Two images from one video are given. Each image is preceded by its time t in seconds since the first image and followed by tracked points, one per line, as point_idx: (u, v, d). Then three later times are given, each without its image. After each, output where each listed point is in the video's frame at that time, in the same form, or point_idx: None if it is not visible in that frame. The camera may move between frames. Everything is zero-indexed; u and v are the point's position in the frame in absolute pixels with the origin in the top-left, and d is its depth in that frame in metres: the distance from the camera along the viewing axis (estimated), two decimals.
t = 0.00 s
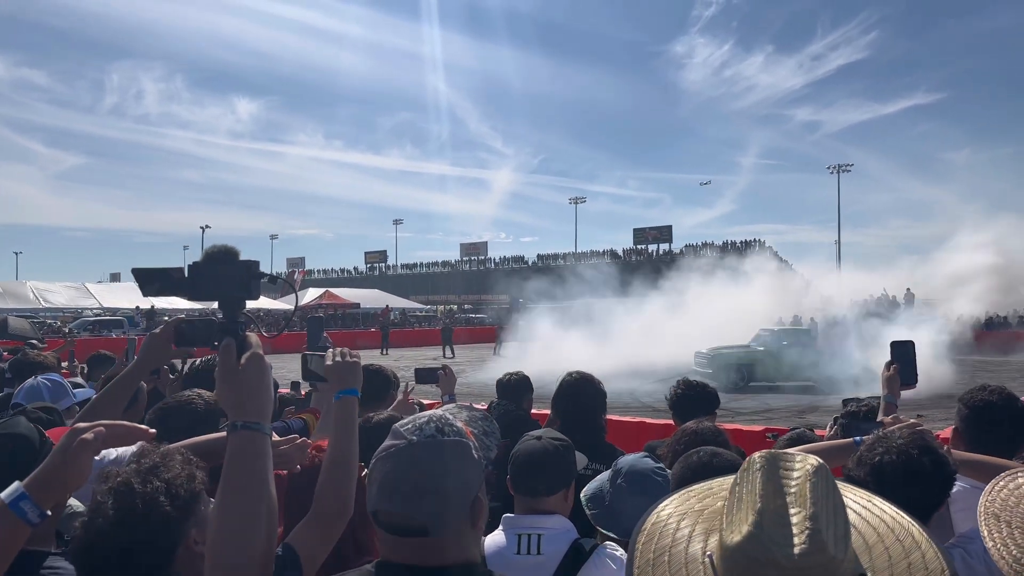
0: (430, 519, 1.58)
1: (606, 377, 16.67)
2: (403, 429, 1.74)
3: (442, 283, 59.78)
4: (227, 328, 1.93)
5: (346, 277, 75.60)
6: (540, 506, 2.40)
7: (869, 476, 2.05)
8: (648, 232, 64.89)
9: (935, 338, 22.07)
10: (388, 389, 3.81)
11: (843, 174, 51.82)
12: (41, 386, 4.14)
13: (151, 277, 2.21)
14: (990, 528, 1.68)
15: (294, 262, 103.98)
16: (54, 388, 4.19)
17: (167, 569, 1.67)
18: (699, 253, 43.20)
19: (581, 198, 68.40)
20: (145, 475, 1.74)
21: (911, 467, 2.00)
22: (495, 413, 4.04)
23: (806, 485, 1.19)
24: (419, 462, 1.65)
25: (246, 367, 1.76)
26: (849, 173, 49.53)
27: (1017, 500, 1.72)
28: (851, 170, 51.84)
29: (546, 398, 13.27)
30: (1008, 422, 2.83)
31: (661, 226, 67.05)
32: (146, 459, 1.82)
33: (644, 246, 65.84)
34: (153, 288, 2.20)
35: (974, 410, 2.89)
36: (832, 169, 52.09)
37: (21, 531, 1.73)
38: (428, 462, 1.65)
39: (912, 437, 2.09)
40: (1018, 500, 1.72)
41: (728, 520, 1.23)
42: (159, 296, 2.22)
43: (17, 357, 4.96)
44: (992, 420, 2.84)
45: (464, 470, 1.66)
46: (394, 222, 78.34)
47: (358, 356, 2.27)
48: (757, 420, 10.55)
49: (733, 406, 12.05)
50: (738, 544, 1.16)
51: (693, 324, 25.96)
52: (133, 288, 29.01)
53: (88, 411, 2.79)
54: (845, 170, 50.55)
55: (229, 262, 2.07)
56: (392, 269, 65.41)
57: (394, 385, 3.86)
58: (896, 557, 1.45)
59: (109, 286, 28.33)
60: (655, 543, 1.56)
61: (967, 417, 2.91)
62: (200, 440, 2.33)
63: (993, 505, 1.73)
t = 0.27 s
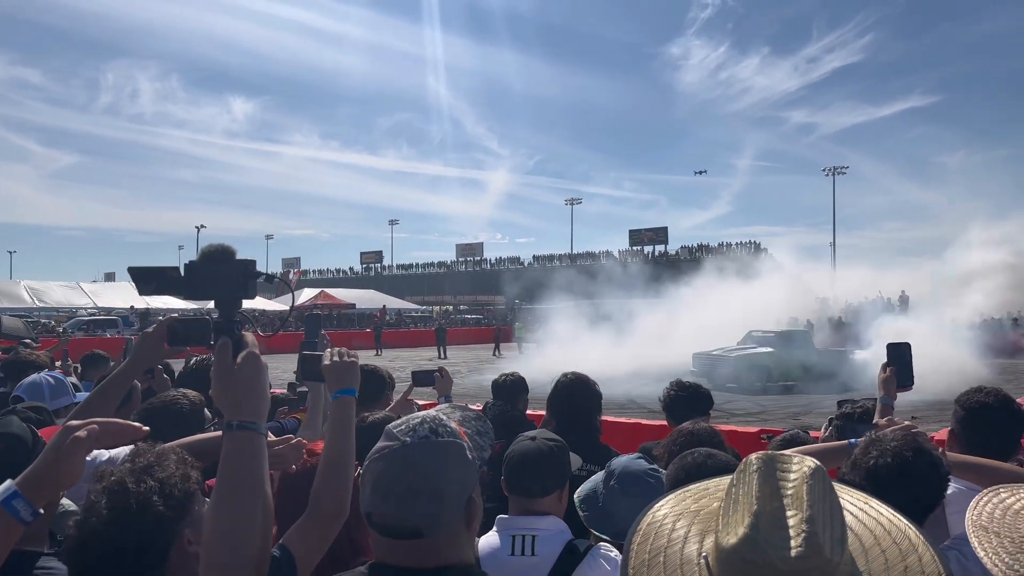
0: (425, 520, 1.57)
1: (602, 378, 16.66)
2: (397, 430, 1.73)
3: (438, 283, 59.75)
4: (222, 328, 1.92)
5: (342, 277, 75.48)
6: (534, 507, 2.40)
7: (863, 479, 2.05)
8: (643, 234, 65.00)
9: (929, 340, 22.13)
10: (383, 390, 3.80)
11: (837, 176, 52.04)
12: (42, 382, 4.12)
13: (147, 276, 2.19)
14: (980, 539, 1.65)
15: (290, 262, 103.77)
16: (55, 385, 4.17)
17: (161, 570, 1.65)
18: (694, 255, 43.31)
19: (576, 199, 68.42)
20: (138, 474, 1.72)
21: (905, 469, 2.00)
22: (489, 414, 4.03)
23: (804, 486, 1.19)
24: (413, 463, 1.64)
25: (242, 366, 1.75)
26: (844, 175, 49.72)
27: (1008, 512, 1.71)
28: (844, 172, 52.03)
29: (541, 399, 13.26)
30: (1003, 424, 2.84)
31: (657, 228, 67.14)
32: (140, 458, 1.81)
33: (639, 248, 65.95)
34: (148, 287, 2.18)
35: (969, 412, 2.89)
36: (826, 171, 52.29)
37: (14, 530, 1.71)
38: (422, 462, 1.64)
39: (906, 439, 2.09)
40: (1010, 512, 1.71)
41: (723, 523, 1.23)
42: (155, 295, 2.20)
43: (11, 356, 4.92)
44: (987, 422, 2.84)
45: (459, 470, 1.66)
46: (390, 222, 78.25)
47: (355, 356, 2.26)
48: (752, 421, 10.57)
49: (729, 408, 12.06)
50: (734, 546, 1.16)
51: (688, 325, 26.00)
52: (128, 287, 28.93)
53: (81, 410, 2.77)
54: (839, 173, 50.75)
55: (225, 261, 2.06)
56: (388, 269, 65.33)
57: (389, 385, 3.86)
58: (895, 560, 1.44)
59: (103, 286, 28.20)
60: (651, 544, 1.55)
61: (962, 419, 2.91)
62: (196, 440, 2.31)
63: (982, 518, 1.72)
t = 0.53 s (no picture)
0: (421, 521, 1.56)
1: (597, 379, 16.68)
2: (393, 429, 1.72)
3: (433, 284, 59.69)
4: (216, 324, 1.91)
5: (337, 278, 75.32)
6: (529, 507, 2.39)
7: (859, 481, 2.05)
8: (638, 235, 65.09)
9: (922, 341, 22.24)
10: (378, 390, 3.79)
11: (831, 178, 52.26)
12: (41, 379, 4.08)
13: (141, 273, 2.17)
14: (971, 548, 1.64)
15: (284, 262, 103.47)
16: (53, 383, 4.14)
17: (155, 569, 1.64)
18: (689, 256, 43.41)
19: (571, 201, 68.45)
20: (133, 473, 1.71)
21: (900, 470, 2.00)
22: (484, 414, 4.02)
23: (801, 486, 1.19)
24: (408, 462, 1.63)
25: (237, 363, 1.74)
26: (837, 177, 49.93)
27: (999, 524, 1.70)
28: (838, 175, 52.25)
29: (536, 400, 13.26)
30: (999, 425, 2.84)
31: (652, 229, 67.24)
32: (134, 457, 1.79)
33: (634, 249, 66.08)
34: (141, 284, 2.16)
35: (966, 413, 2.90)
36: (819, 174, 52.50)
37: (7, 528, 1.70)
38: (418, 462, 1.63)
39: (901, 441, 2.09)
40: (1001, 525, 1.70)
41: (721, 523, 1.23)
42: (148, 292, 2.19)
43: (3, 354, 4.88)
44: (983, 423, 2.85)
45: (455, 470, 1.65)
46: (385, 223, 78.14)
47: (352, 355, 2.25)
48: (746, 422, 10.61)
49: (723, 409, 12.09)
50: (731, 547, 1.16)
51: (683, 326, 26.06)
52: (121, 286, 28.78)
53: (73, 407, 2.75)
54: (833, 175, 50.97)
55: (220, 258, 2.04)
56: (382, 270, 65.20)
57: (384, 383, 3.85)
58: (892, 561, 1.44)
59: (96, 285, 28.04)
60: (647, 545, 1.54)
61: (960, 420, 2.92)
62: (190, 439, 2.30)
63: (972, 529, 1.71)
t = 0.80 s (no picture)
0: (413, 521, 1.56)
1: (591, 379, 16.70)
2: (385, 429, 1.72)
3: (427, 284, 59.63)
4: (208, 323, 1.90)
5: (331, 278, 75.15)
6: (522, 508, 2.39)
7: (850, 483, 2.06)
8: (633, 236, 65.15)
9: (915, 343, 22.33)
10: (372, 389, 3.79)
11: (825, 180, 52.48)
12: (37, 378, 4.06)
13: (132, 271, 2.17)
14: (963, 551, 1.65)
15: (278, 262, 103.20)
16: (49, 382, 4.11)
17: (148, 569, 1.63)
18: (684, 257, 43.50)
19: (567, 201, 68.44)
20: (125, 472, 1.70)
21: (892, 472, 2.01)
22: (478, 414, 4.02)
23: (792, 487, 1.19)
24: (401, 463, 1.63)
25: (229, 362, 1.73)
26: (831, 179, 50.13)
27: (991, 527, 1.70)
28: (832, 176, 52.46)
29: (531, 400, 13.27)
30: (993, 426, 2.86)
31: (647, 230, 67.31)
32: (127, 456, 1.78)
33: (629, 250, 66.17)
34: (132, 283, 2.15)
35: (961, 414, 2.91)
36: (813, 176, 52.66)
37: None
38: (410, 462, 1.63)
39: (893, 442, 2.10)
40: (991, 527, 1.71)
41: (711, 524, 1.23)
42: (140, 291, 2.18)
43: None
44: (977, 425, 2.86)
45: (447, 470, 1.65)
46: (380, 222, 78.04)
47: (346, 355, 2.25)
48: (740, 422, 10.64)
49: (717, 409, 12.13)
50: (721, 547, 1.16)
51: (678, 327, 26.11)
52: (115, 285, 28.65)
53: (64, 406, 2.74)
54: (827, 177, 51.16)
55: (212, 256, 2.03)
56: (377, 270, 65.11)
57: (378, 383, 3.84)
58: (885, 562, 1.45)
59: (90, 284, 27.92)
60: (639, 545, 1.55)
61: (954, 421, 2.93)
62: (182, 439, 2.29)
63: (964, 532, 1.71)
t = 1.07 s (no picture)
0: (411, 520, 1.57)
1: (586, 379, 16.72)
2: (382, 428, 1.72)
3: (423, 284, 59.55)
4: (206, 322, 1.90)
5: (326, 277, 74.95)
6: (520, 506, 2.40)
7: (846, 483, 2.07)
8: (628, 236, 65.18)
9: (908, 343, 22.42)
10: (368, 388, 3.79)
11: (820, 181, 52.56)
12: (38, 374, 4.04)
13: (129, 270, 2.17)
14: (961, 547, 1.67)
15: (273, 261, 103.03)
16: (50, 379, 4.09)
17: (147, 567, 1.64)
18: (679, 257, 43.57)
19: (562, 201, 68.31)
20: (124, 470, 1.70)
21: (888, 471, 2.02)
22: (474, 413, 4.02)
23: (789, 484, 1.20)
24: (398, 461, 1.63)
25: (227, 360, 1.73)
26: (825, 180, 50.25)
27: (988, 523, 1.72)
28: (826, 178, 52.58)
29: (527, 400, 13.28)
30: (987, 427, 2.88)
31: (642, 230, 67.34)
32: (125, 454, 1.78)
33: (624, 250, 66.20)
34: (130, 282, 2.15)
35: (955, 414, 2.93)
36: (808, 177, 52.77)
37: None
38: (407, 460, 1.63)
39: (887, 442, 2.12)
40: (989, 522, 1.73)
41: (707, 522, 1.24)
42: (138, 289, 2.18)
43: None
44: (971, 425, 2.89)
45: (445, 468, 1.65)
46: (375, 222, 77.89)
47: (343, 355, 2.25)
48: (735, 422, 10.67)
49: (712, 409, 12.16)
50: (719, 544, 1.17)
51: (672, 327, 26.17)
52: (109, 284, 28.53)
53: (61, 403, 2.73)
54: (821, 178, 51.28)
55: (210, 254, 2.04)
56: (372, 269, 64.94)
57: (375, 382, 3.85)
58: (880, 560, 1.46)
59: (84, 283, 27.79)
60: (635, 544, 1.55)
61: (948, 422, 2.95)
62: (179, 437, 2.29)
63: (962, 528, 1.73)
